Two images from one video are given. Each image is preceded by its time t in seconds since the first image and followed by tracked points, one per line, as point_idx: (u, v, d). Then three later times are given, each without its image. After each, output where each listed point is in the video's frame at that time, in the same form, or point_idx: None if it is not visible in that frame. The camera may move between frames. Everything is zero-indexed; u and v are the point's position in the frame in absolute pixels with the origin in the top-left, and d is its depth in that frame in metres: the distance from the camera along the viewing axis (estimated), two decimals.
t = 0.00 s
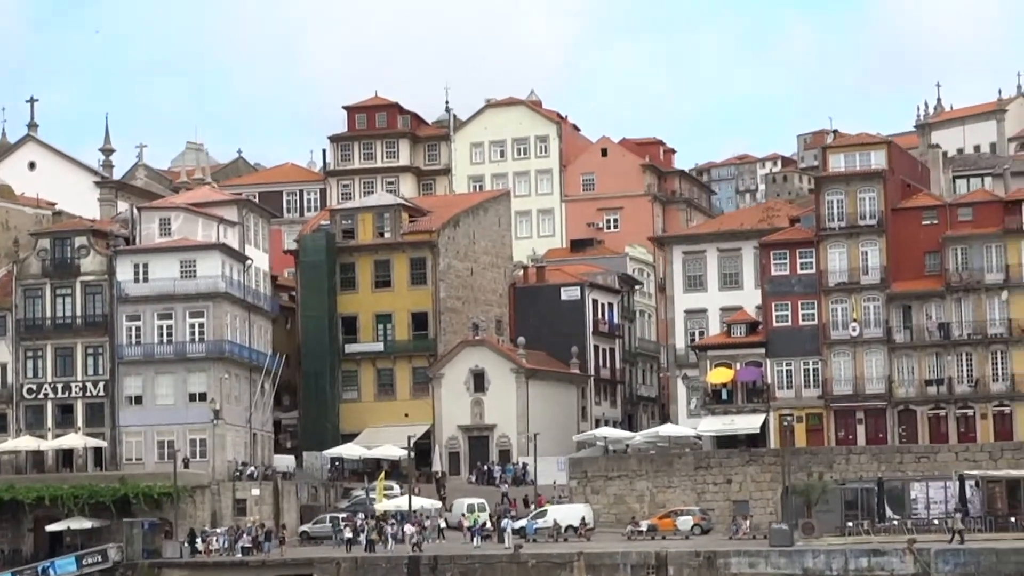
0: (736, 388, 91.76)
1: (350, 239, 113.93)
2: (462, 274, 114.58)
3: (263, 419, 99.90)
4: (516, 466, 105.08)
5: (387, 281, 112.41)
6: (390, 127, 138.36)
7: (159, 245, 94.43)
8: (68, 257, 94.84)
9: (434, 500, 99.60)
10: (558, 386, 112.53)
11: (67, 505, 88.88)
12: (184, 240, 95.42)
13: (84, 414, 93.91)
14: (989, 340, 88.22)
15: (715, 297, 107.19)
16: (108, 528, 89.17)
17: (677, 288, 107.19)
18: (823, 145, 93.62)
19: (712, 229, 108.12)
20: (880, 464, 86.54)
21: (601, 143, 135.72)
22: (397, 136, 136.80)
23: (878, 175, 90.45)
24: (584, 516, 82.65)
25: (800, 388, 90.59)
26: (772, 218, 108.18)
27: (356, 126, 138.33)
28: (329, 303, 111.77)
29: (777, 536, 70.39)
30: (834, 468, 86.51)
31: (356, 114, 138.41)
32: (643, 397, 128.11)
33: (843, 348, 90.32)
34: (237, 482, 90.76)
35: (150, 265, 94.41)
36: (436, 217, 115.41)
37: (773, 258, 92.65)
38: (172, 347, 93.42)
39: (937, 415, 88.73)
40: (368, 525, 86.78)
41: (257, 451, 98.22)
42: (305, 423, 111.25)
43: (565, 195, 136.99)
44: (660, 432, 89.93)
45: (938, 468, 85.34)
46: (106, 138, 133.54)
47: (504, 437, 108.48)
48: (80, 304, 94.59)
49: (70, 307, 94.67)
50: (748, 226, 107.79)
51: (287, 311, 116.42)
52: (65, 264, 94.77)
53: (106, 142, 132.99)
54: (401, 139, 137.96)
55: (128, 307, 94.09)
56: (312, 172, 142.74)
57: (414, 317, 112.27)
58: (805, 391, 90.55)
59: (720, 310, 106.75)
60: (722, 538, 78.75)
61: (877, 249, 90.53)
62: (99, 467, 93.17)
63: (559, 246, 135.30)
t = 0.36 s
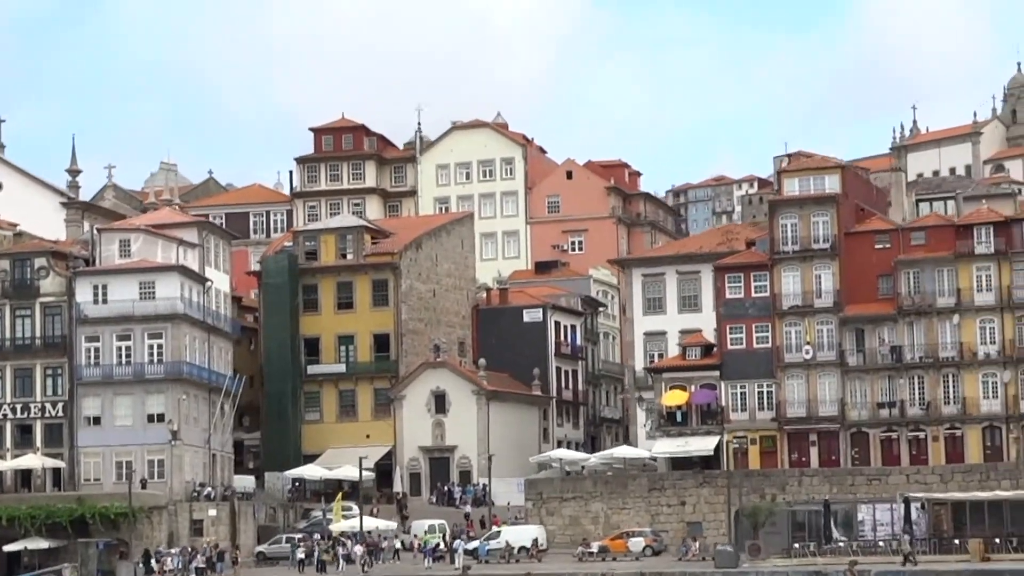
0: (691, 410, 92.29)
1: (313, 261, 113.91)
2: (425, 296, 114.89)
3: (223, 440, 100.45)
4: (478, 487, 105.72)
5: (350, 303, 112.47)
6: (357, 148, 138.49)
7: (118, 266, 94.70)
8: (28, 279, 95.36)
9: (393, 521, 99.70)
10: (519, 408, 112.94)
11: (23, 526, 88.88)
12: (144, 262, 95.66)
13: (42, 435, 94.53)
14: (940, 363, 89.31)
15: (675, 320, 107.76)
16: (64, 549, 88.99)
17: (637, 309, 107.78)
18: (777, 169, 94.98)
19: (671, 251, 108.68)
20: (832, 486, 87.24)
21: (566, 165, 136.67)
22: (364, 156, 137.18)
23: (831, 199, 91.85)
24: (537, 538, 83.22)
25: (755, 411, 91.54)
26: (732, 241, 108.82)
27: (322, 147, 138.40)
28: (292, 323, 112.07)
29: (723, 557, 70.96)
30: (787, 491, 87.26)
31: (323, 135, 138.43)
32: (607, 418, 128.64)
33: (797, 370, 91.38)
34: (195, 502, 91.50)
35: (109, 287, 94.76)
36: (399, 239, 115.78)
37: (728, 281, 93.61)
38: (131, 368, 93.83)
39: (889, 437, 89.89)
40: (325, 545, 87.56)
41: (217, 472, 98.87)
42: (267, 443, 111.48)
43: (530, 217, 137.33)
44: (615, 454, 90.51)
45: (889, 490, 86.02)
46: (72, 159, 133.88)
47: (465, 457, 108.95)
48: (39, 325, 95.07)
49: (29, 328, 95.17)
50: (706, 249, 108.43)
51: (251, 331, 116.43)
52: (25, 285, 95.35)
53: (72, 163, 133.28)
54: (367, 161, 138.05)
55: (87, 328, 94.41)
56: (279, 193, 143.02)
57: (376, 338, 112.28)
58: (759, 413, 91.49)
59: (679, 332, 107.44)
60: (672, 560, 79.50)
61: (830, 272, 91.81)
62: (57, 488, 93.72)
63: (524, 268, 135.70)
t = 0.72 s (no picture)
0: (640, 427, 94.07)
1: (270, 278, 113.40)
2: (381, 313, 115.30)
3: (177, 458, 100.82)
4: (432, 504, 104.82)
5: (306, 319, 112.15)
6: (317, 165, 139.08)
7: (70, 283, 95.13)
8: None
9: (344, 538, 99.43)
10: (474, 426, 113.16)
11: None
12: (97, 279, 95.91)
13: None
14: (886, 381, 91.25)
15: (627, 337, 108.22)
16: (14, 566, 88.89)
17: (590, 326, 108.69)
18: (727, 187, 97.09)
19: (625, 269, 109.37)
20: (778, 502, 87.75)
21: (525, 183, 137.16)
22: (323, 173, 137.86)
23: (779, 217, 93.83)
24: (484, 554, 84.15)
25: (702, 428, 93.36)
26: (685, 259, 109.54)
27: (282, 164, 139.17)
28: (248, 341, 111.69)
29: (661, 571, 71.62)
30: (734, 507, 87.77)
31: (283, 153, 139.13)
32: (564, 434, 129.21)
33: (745, 387, 93.11)
34: (146, 519, 91.47)
35: (61, 304, 95.16)
36: (355, 256, 116.11)
37: (677, 298, 95.61)
38: (83, 385, 94.27)
39: (836, 454, 91.52)
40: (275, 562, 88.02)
41: (168, 489, 98.91)
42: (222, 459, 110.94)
43: (489, 234, 137.81)
44: (564, 471, 91.02)
45: (834, 507, 86.57)
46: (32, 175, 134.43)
47: (420, 474, 108.22)
48: None
49: None
50: (659, 267, 109.08)
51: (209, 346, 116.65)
52: None
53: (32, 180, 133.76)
54: (327, 178, 138.63)
55: (39, 346, 94.95)
56: (240, 211, 143.64)
57: (332, 355, 112.03)
58: (706, 430, 93.36)
59: (632, 349, 107.93)
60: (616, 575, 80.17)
61: (777, 291, 93.63)
62: (9, 504, 94.12)
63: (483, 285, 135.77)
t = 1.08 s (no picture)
0: (583, 437, 95.85)
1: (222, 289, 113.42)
2: (332, 324, 115.62)
3: (126, 468, 101.18)
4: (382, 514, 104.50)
5: (257, 330, 112.08)
6: (272, 176, 138.91)
7: (18, 294, 95.59)
8: None
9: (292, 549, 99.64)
10: (426, 436, 113.50)
11: None
12: (46, 290, 96.24)
13: None
14: (827, 392, 92.36)
15: (576, 347, 108.88)
16: None
17: (539, 337, 109.31)
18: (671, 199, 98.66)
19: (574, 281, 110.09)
20: (721, 512, 88.48)
21: (478, 195, 137.97)
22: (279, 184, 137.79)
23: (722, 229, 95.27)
24: (427, 564, 84.52)
25: (646, 438, 94.54)
26: (634, 271, 110.24)
27: (237, 175, 138.87)
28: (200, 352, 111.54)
29: None
30: (677, 517, 88.37)
31: (238, 164, 138.84)
32: (517, 444, 129.94)
33: (688, 399, 94.41)
34: (93, 529, 92.03)
35: (9, 314, 95.78)
36: (306, 268, 116.45)
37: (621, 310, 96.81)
38: (31, 396, 94.64)
39: (778, 465, 92.86)
40: (221, 572, 87.83)
41: (117, 500, 99.24)
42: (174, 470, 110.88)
43: (444, 244, 138.35)
44: (510, 481, 91.53)
45: (774, 517, 87.21)
46: None
47: (370, 483, 107.93)
48: None
49: None
50: (608, 278, 109.76)
51: (163, 357, 116.94)
52: None
53: None
54: (282, 190, 138.58)
55: None
56: (195, 222, 143.91)
57: (283, 365, 112.07)
58: (651, 440, 94.52)
59: (581, 360, 108.57)
60: None
61: (721, 302, 94.77)
62: None
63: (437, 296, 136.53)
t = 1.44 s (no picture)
0: (525, 443, 96.08)
1: (169, 295, 113.51)
2: (280, 331, 115.55)
3: (69, 475, 101.23)
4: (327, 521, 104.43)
5: (204, 337, 112.22)
6: (223, 183, 139.28)
7: None
8: None
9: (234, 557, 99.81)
10: (374, 443, 113.62)
11: None
12: None
13: None
14: (766, 399, 93.36)
15: (521, 354, 109.31)
16: None
17: (485, 345, 109.63)
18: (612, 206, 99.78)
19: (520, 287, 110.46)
20: (659, 519, 88.80)
21: (430, 202, 137.80)
22: (231, 191, 138.34)
23: (662, 237, 96.33)
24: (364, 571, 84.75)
25: (587, 445, 95.35)
26: (580, 279, 110.71)
27: (189, 182, 139.35)
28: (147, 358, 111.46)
29: None
30: (616, 523, 88.78)
31: (191, 170, 139.32)
32: (466, 450, 130.53)
33: (628, 405, 95.22)
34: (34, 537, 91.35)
35: None
36: (254, 275, 116.66)
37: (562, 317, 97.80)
38: None
39: (717, 471, 93.68)
40: None
41: (60, 506, 99.43)
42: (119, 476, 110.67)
43: (394, 252, 138.31)
44: (450, 488, 91.84)
45: (711, 524, 87.82)
46: None
47: (316, 490, 107.82)
48: None
49: None
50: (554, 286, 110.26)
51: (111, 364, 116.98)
52: None
53: None
54: (233, 197, 139.13)
55: None
56: (146, 228, 144.20)
57: (230, 372, 112.09)
58: (591, 447, 95.29)
59: (526, 366, 109.10)
60: None
61: (661, 310, 95.88)
62: None
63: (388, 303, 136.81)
